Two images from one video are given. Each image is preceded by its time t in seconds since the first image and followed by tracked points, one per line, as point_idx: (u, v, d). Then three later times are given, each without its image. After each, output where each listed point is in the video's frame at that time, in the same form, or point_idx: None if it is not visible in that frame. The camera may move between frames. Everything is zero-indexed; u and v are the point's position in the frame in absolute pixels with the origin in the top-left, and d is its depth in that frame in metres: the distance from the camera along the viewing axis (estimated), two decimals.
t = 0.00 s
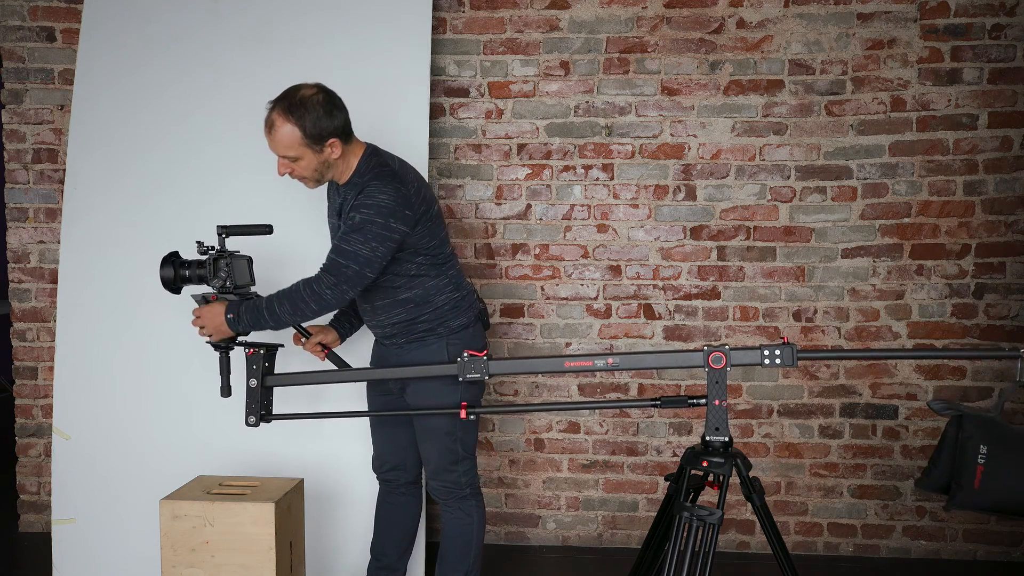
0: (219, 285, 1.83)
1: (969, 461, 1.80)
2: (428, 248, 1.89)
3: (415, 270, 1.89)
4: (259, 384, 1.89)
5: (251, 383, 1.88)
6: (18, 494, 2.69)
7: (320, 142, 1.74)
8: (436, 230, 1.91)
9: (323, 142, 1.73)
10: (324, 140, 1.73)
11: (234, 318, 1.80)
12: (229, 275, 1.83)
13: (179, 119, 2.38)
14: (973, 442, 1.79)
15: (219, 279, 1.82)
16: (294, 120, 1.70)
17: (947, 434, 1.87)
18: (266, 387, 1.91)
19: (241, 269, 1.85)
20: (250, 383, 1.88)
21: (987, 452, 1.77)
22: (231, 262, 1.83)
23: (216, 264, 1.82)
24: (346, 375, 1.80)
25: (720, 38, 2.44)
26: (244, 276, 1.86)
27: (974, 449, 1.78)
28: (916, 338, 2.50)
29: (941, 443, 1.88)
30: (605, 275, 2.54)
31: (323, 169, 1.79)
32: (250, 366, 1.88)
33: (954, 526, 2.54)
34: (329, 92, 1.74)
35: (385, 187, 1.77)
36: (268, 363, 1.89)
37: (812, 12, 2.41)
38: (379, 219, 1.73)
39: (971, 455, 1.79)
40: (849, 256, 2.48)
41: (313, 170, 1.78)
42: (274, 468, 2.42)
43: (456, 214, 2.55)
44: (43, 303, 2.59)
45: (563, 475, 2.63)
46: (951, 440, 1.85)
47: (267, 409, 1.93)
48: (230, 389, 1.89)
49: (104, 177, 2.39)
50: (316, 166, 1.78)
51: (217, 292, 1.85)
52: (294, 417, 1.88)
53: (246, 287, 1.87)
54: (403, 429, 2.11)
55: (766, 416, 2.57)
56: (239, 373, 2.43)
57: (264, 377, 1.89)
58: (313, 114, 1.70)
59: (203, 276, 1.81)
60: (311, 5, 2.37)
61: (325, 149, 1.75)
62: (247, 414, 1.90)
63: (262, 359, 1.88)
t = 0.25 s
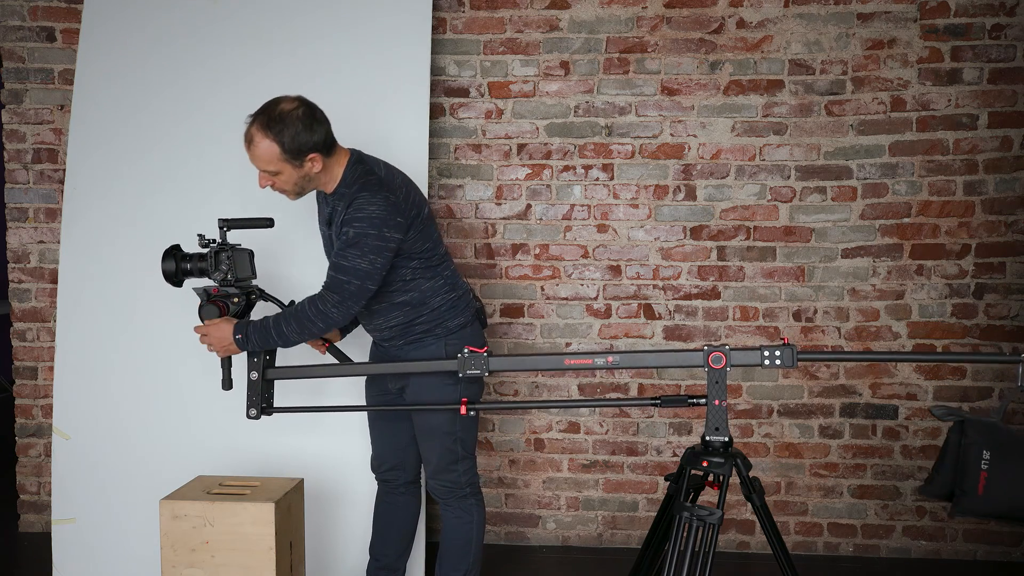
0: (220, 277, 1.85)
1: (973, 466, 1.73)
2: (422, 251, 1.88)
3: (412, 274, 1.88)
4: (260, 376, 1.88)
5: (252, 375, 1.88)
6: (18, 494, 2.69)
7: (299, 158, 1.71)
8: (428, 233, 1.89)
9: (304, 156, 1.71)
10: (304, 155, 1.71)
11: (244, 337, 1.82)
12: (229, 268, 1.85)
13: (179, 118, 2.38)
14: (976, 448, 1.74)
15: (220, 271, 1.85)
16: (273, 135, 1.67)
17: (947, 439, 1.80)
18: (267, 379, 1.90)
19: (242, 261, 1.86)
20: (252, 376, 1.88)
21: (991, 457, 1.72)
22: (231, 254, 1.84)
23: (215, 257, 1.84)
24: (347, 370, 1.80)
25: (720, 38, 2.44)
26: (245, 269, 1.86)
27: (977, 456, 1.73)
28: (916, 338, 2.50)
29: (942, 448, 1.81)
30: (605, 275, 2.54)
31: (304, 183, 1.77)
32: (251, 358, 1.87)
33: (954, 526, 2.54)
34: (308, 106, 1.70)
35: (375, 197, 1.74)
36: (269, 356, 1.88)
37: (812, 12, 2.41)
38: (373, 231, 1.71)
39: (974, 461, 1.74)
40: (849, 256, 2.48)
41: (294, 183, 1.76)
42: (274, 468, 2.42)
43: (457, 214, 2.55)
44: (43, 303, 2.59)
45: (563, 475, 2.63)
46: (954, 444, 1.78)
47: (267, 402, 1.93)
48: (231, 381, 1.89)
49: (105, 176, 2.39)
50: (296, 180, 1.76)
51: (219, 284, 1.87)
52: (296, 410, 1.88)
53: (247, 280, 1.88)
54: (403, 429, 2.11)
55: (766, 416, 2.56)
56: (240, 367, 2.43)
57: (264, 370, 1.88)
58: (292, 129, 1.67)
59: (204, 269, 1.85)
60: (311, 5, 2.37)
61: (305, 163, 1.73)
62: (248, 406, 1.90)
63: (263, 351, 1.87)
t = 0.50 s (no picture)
0: (224, 273, 1.83)
1: (974, 470, 1.72)
2: (411, 254, 1.87)
3: (403, 277, 1.88)
4: (263, 371, 1.89)
5: (255, 371, 1.88)
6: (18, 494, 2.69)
7: (281, 171, 1.70)
8: (418, 236, 1.88)
9: (285, 169, 1.70)
10: (285, 169, 1.70)
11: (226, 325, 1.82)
12: (234, 263, 1.83)
13: (179, 118, 2.38)
14: (977, 453, 1.72)
15: (224, 267, 1.83)
16: (252, 149, 1.66)
17: (949, 445, 1.79)
18: (270, 374, 1.91)
19: (247, 257, 1.85)
20: (255, 371, 1.88)
21: (992, 463, 1.70)
22: (236, 250, 1.83)
23: (221, 252, 1.83)
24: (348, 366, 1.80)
25: (720, 38, 2.44)
26: (249, 265, 1.86)
27: (979, 461, 1.71)
28: (916, 338, 2.49)
29: (946, 451, 1.79)
30: (605, 275, 2.54)
31: (287, 194, 1.77)
32: (254, 354, 1.88)
33: (954, 526, 2.54)
34: (290, 119, 1.68)
35: (360, 204, 1.72)
36: (272, 351, 1.89)
37: (812, 12, 2.41)
38: (356, 239, 1.70)
39: (975, 467, 1.73)
40: (849, 256, 2.48)
41: (277, 194, 1.76)
42: (274, 468, 2.42)
43: (457, 214, 2.55)
44: (43, 303, 2.59)
45: (563, 475, 2.63)
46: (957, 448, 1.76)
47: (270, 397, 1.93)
48: (235, 375, 1.90)
49: (104, 177, 2.39)
50: (279, 191, 1.75)
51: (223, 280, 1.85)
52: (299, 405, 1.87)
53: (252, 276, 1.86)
54: (402, 429, 2.11)
55: (766, 416, 2.56)
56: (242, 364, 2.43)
57: (268, 365, 1.89)
58: (272, 143, 1.66)
59: (209, 264, 1.84)
60: (311, 5, 2.37)
61: (287, 175, 1.72)
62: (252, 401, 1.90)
63: (267, 346, 1.88)
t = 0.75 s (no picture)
0: (224, 273, 1.83)
1: (973, 469, 1.72)
2: (404, 253, 1.87)
3: (396, 276, 1.88)
4: (263, 371, 1.89)
5: (256, 370, 1.88)
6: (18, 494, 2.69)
7: (277, 168, 1.71)
8: (411, 235, 1.88)
9: (280, 167, 1.71)
10: (280, 167, 1.70)
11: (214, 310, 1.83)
12: (234, 263, 1.82)
13: (178, 118, 2.38)
14: (976, 452, 1.72)
15: (225, 267, 1.82)
16: (246, 149, 1.66)
17: (948, 445, 1.78)
18: (271, 374, 1.91)
19: (247, 257, 1.84)
20: (255, 370, 1.88)
21: (991, 462, 1.70)
22: (237, 250, 1.82)
23: (221, 251, 1.82)
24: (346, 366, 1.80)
25: (720, 38, 2.44)
26: (250, 264, 1.85)
27: (978, 460, 1.71)
28: (916, 338, 2.49)
29: (945, 451, 1.78)
30: (605, 275, 2.54)
31: (284, 192, 1.78)
32: (255, 353, 1.88)
33: (954, 526, 2.54)
34: (283, 116, 1.69)
35: (350, 201, 1.72)
36: (272, 351, 1.90)
37: (812, 12, 2.41)
38: (343, 235, 1.70)
39: (974, 466, 1.73)
40: (849, 256, 2.48)
41: (273, 193, 1.77)
42: (274, 468, 2.42)
43: (456, 214, 2.55)
44: (43, 303, 2.59)
45: (563, 475, 2.63)
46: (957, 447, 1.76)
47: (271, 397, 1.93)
48: (236, 375, 1.90)
49: (104, 177, 2.39)
50: (276, 189, 1.76)
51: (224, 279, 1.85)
52: (299, 404, 1.87)
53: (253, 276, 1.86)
54: (401, 429, 2.11)
55: (766, 416, 2.57)
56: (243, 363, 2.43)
57: (268, 364, 1.89)
58: (266, 142, 1.66)
59: (210, 264, 1.83)
60: (311, 5, 2.37)
61: (283, 173, 1.73)
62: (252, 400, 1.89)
63: (267, 346, 1.88)
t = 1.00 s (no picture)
0: (224, 274, 1.82)
1: (971, 467, 1.72)
2: (405, 250, 1.87)
3: (397, 273, 1.88)
4: (263, 372, 1.88)
5: (255, 372, 1.88)
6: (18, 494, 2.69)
7: (281, 160, 1.72)
8: (412, 232, 1.88)
9: (285, 160, 1.72)
10: (284, 159, 1.72)
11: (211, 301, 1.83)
12: (234, 264, 1.81)
13: (178, 118, 2.38)
14: (974, 450, 1.72)
15: (224, 268, 1.82)
16: (251, 142, 1.68)
17: (947, 443, 1.78)
18: (270, 375, 1.91)
19: (247, 258, 1.83)
20: (255, 372, 1.88)
21: (989, 461, 1.70)
22: (236, 251, 1.82)
23: (221, 253, 1.81)
24: (347, 367, 1.80)
25: (720, 38, 2.44)
26: (249, 265, 1.84)
27: (975, 458, 1.71)
28: (916, 338, 2.49)
29: (943, 449, 1.79)
30: (605, 275, 2.54)
31: (290, 185, 1.78)
32: (254, 355, 1.88)
33: (954, 526, 2.54)
34: (285, 109, 1.71)
35: (350, 193, 1.74)
36: (272, 352, 1.89)
37: (812, 12, 2.41)
38: (342, 227, 1.71)
39: (971, 464, 1.73)
40: (849, 257, 2.48)
41: (280, 188, 1.78)
42: (274, 468, 2.42)
43: (456, 215, 2.55)
44: (43, 303, 2.59)
45: (563, 475, 2.63)
46: (954, 445, 1.76)
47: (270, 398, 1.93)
48: (234, 377, 1.89)
49: (104, 176, 2.39)
50: (282, 183, 1.77)
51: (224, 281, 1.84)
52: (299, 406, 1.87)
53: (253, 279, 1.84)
54: (401, 430, 2.11)
55: (766, 416, 2.57)
56: (242, 364, 2.43)
57: (268, 366, 1.89)
58: (270, 135, 1.68)
59: (209, 265, 1.83)
60: (311, 4, 2.37)
61: (287, 166, 1.74)
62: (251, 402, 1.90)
63: (267, 348, 1.88)
